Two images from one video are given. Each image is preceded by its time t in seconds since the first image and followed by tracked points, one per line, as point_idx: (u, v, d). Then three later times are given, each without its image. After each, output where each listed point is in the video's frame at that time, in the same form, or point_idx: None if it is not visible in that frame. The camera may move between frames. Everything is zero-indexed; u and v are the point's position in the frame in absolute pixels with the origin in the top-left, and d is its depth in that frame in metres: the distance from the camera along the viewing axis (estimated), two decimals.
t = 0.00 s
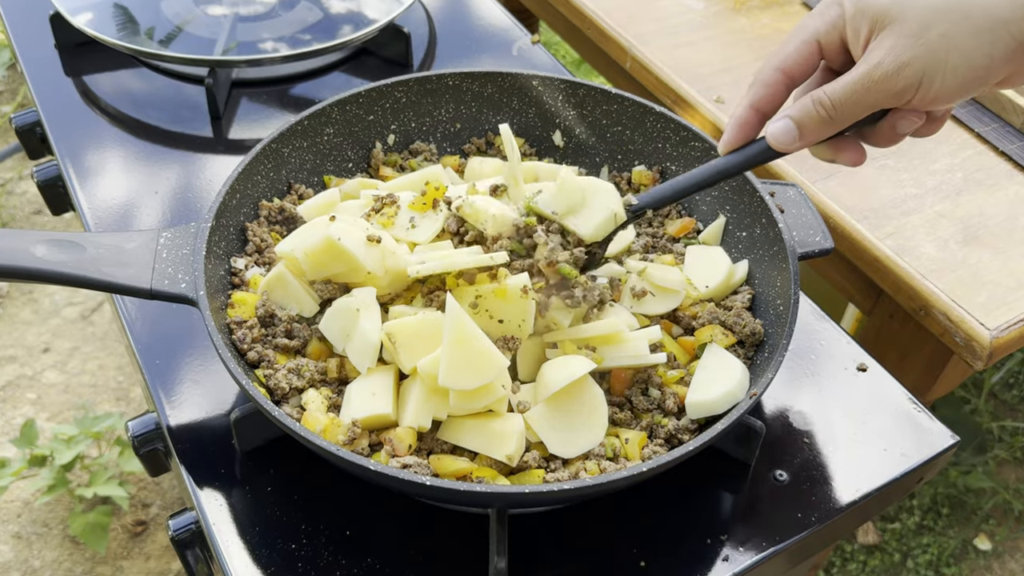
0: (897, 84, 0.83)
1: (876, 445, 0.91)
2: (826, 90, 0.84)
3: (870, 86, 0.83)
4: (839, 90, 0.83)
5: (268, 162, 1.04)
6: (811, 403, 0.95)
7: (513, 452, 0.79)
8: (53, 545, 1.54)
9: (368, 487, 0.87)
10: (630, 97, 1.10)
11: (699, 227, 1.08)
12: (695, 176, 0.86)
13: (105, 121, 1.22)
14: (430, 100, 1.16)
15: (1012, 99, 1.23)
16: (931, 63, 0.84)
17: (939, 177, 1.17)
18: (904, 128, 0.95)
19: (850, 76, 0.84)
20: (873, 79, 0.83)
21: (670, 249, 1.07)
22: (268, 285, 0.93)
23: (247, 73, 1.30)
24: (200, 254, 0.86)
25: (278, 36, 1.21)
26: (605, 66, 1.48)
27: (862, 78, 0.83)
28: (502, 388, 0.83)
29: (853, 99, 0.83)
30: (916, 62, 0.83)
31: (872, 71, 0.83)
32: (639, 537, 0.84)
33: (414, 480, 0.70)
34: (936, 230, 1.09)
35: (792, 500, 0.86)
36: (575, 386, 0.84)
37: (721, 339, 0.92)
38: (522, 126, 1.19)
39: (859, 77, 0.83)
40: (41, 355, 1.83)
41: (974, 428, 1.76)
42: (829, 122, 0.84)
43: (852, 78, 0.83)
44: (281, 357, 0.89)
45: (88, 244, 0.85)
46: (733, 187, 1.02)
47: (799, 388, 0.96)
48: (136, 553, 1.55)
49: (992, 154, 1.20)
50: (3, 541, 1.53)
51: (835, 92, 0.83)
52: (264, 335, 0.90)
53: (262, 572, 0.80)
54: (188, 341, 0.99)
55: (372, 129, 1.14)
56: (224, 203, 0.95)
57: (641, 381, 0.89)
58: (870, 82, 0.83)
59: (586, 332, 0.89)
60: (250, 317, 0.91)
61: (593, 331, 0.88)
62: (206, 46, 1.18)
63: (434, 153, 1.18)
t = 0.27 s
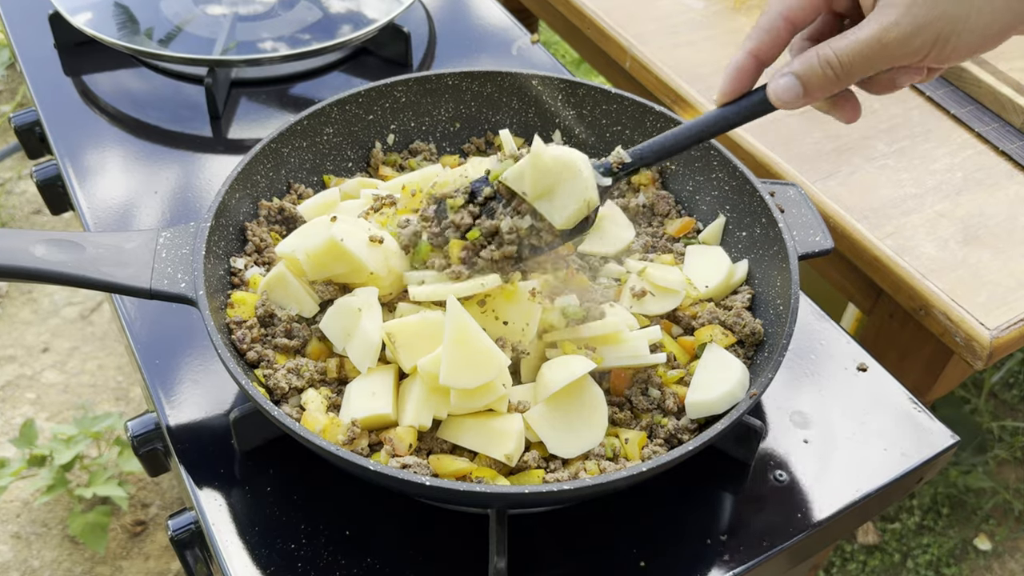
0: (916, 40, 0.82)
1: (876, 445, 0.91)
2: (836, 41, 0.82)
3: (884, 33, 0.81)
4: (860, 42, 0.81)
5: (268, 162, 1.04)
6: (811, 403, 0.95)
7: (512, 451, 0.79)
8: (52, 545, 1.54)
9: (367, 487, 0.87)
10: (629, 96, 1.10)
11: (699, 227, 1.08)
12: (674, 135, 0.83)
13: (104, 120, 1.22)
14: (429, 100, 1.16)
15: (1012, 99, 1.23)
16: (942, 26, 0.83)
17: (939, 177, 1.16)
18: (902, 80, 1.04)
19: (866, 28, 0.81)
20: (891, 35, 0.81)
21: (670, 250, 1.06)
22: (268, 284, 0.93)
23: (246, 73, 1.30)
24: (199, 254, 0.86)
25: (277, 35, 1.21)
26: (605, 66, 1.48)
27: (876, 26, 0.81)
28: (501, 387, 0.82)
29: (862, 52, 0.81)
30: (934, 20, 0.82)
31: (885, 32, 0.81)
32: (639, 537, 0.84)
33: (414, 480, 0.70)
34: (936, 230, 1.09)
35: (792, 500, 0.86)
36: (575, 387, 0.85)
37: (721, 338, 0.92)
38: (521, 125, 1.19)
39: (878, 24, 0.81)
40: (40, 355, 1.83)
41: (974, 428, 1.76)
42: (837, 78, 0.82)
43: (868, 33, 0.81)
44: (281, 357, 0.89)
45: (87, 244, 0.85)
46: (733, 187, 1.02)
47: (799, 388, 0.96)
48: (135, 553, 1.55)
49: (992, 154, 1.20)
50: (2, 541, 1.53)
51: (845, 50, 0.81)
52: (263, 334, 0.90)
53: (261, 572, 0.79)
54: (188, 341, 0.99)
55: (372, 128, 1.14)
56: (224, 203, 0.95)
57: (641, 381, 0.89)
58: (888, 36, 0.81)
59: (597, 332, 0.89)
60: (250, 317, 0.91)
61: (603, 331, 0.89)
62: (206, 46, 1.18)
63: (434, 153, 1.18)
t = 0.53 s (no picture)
0: None
1: (875, 445, 0.91)
2: None
3: None
4: None
5: (268, 161, 1.03)
6: (811, 402, 0.95)
7: (512, 450, 0.79)
8: (52, 545, 1.54)
9: (367, 487, 0.87)
10: (629, 96, 1.10)
11: (698, 227, 1.08)
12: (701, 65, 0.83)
13: (104, 120, 1.22)
14: (429, 100, 1.16)
15: (1011, 99, 1.23)
16: None
17: (939, 176, 1.16)
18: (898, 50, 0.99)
19: None
20: None
21: (669, 250, 1.07)
22: (267, 284, 0.93)
23: (245, 72, 1.30)
24: (199, 253, 0.86)
25: (277, 35, 1.21)
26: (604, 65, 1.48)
27: None
28: (501, 388, 0.82)
29: None
30: None
31: None
32: (639, 537, 0.84)
33: (413, 480, 0.70)
34: (936, 230, 1.09)
35: (792, 501, 0.86)
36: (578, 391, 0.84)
37: (720, 338, 0.91)
38: (521, 125, 1.19)
39: None
40: (40, 355, 1.83)
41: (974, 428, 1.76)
42: None
43: None
44: (280, 357, 0.89)
45: (87, 244, 0.85)
46: (733, 187, 1.02)
47: (799, 387, 0.96)
48: (135, 553, 1.55)
49: (992, 153, 1.20)
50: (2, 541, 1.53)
51: None
52: (263, 334, 0.90)
53: (261, 572, 0.79)
54: (187, 341, 0.99)
55: (372, 128, 1.14)
56: (223, 202, 0.95)
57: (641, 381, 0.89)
58: None
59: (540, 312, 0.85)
60: (249, 317, 0.90)
61: (536, 312, 0.85)
62: (205, 45, 1.18)
63: (434, 152, 1.18)
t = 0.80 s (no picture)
0: None
1: (875, 445, 0.91)
2: None
3: None
4: None
5: (267, 161, 1.03)
6: (811, 402, 0.95)
7: (512, 450, 0.79)
8: (51, 545, 1.54)
9: (366, 487, 0.87)
10: (629, 95, 1.10)
11: (698, 227, 1.08)
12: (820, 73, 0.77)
13: (103, 120, 1.22)
14: (428, 100, 1.16)
15: (1011, 98, 1.23)
16: None
17: (939, 176, 1.16)
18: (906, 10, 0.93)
19: None
20: None
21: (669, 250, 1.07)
22: (267, 284, 0.93)
23: (245, 72, 1.30)
24: (198, 253, 0.86)
25: (276, 34, 1.21)
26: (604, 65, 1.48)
27: None
28: (501, 388, 0.82)
29: None
30: None
31: None
32: (638, 537, 0.84)
33: (413, 479, 0.70)
34: (936, 230, 1.09)
35: (792, 500, 0.86)
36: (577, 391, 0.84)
37: (720, 337, 0.92)
38: (520, 124, 1.19)
39: None
40: (39, 355, 1.83)
41: (974, 428, 1.76)
42: None
43: None
44: (280, 357, 0.89)
45: (86, 243, 0.85)
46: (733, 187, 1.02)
47: (799, 388, 0.96)
48: (134, 553, 1.55)
49: (992, 153, 1.20)
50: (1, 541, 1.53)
51: None
52: (262, 334, 0.90)
53: (260, 572, 0.79)
54: (187, 341, 0.99)
55: (371, 128, 1.14)
56: (223, 202, 0.95)
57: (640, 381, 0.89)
58: None
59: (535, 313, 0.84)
60: (249, 317, 0.90)
61: (534, 311, 0.84)
62: (205, 45, 1.18)
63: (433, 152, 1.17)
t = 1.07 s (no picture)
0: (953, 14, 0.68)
1: (875, 445, 0.91)
2: (955, 87, 0.76)
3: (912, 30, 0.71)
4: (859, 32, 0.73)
5: (266, 160, 1.03)
6: (811, 402, 0.95)
7: (511, 450, 0.79)
8: (50, 545, 1.54)
9: (365, 487, 0.87)
10: (628, 95, 1.10)
11: (698, 227, 1.07)
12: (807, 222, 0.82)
13: (103, 119, 1.22)
14: (428, 99, 1.15)
15: (1012, 98, 1.23)
16: None
17: (939, 176, 1.16)
18: None
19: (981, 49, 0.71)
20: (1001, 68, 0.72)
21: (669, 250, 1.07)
22: (266, 284, 0.93)
23: (244, 71, 1.29)
24: (197, 253, 0.86)
25: (276, 34, 1.21)
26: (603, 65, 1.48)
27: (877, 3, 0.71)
28: (501, 388, 0.82)
29: (979, 85, 0.75)
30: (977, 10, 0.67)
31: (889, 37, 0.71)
32: (638, 537, 0.84)
33: (412, 479, 0.70)
34: (936, 229, 1.09)
35: (792, 500, 0.86)
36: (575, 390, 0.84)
37: (708, 332, 0.92)
38: (520, 124, 1.19)
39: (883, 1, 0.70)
40: (38, 354, 1.83)
41: (974, 428, 1.76)
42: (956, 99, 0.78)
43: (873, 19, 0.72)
44: (279, 356, 0.89)
45: (85, 243, 0.85)
46: (733, 187, 1.02)
47: (799, 388, 0.96)
48: (134, 553, 1.54)
49: (992, 152, 1.20)
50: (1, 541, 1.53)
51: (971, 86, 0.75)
52: (262, 334, 0.90)
53: (259, 572, 0.79)
54: (186, 340, 0.99)
55: (371, 127, 1.14)
56: (222, 201, 0.95)
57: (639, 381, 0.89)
58: (966, 60, 0.73)
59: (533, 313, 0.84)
60: (248, 317, 0.90)
61: (534, 311, 0.84)
62: (204, 44, 1.18)
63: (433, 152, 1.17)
